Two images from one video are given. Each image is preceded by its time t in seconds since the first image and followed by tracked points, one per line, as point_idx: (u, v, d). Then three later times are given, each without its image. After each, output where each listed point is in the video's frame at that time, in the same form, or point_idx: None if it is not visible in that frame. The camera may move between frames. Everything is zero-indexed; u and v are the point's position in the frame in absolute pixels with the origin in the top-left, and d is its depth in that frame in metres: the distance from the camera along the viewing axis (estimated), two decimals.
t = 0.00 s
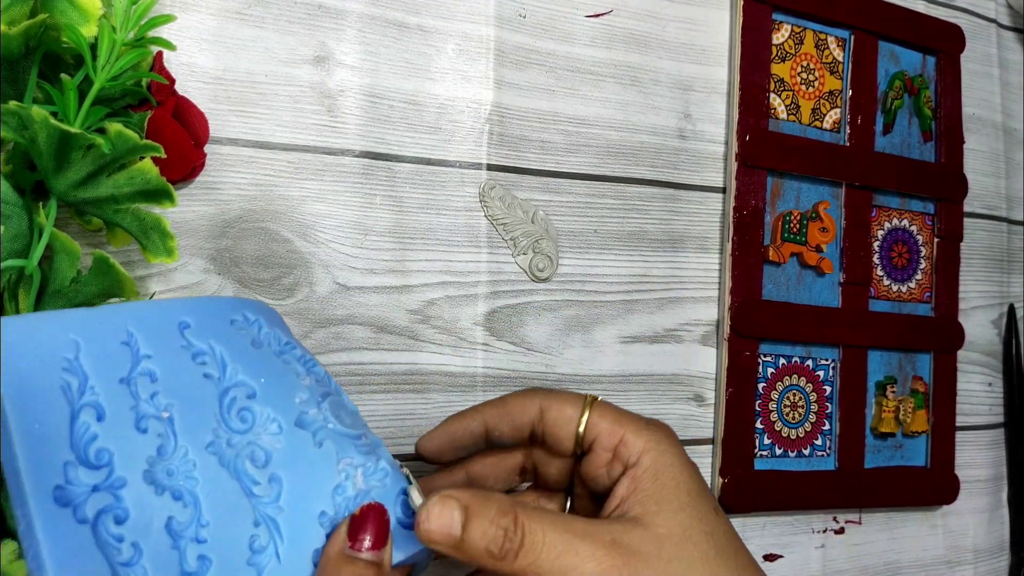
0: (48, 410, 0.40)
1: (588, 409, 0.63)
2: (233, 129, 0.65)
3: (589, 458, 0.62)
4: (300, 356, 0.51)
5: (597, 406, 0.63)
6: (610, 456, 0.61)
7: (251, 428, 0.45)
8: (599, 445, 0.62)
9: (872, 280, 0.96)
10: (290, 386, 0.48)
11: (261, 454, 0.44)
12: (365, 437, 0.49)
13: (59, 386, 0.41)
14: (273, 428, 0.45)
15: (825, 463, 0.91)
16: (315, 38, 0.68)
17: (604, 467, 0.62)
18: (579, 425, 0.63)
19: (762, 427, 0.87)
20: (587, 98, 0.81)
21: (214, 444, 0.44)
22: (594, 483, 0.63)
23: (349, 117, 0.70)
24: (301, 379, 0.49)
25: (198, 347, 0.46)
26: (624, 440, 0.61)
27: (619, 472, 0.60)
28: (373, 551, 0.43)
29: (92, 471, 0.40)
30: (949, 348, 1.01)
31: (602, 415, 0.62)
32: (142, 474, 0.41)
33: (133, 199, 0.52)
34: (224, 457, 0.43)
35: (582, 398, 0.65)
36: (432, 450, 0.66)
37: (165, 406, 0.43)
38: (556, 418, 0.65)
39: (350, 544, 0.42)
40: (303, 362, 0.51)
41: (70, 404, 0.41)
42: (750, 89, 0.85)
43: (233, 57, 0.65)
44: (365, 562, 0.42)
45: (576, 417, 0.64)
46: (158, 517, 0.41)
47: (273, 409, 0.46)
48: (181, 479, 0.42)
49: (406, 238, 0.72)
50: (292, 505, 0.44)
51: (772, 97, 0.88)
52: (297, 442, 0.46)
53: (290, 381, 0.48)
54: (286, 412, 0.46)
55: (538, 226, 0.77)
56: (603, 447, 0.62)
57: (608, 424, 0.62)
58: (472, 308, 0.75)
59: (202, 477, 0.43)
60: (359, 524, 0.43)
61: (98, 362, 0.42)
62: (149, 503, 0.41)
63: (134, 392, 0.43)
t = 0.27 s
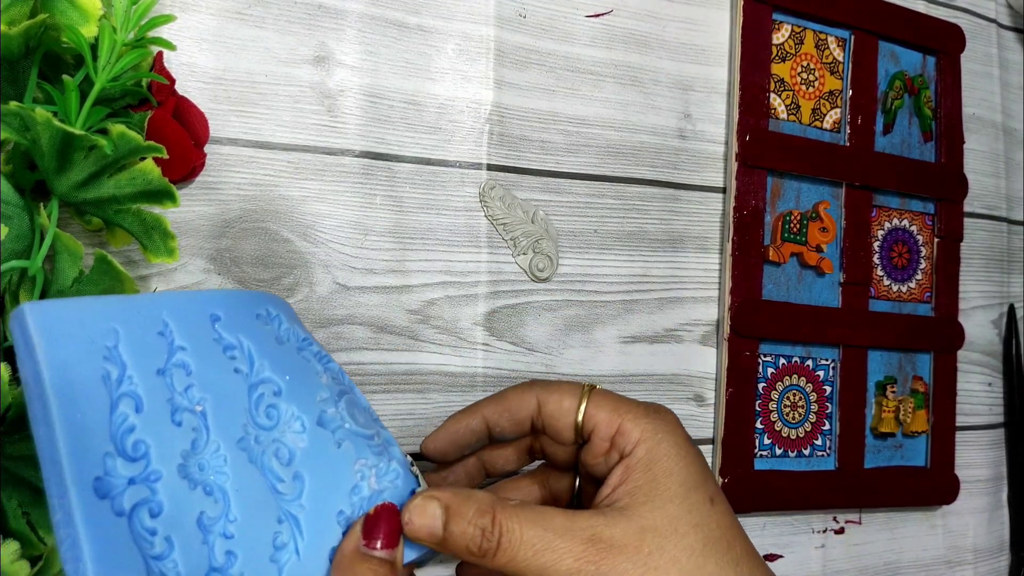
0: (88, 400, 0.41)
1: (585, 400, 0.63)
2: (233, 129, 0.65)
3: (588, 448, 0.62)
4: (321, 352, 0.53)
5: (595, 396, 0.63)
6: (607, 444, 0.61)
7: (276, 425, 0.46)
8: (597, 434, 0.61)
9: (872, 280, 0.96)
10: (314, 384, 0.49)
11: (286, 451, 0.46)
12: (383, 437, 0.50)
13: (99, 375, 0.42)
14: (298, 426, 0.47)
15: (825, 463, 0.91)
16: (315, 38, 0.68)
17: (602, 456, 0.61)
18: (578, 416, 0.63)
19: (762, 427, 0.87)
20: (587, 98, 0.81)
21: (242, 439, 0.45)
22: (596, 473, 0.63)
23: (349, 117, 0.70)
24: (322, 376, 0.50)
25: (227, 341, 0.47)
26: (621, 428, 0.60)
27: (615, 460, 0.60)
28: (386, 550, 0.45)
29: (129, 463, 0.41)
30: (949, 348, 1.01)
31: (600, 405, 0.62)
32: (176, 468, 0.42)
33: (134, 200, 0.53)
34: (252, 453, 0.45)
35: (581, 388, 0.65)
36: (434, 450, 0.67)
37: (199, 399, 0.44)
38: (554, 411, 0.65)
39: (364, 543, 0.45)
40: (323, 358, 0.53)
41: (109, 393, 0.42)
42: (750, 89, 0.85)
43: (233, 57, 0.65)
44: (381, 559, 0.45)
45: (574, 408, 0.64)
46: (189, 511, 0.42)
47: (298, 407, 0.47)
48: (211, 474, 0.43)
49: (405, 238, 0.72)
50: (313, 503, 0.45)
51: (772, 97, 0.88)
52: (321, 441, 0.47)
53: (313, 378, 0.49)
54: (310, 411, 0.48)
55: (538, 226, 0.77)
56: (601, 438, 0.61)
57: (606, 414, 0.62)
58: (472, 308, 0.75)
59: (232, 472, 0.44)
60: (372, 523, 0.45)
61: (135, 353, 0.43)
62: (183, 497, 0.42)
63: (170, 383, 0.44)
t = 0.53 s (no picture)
0: (79, 399, 0.41)
1: (604, 386, 0.61)
2: (233, 129, 0.65)
3: (608, 434, 0.60)
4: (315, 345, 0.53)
5: (614, 381, 0.61)
6: (628, 430, 0.59)
7: (270, 423, 0.47)
8: (616, 421, 0.60)
9: (872, 280, 0.96)
10: (309, 380, 0.49)
11: (280, 450, 0.47)
12: (377, 434, 0.51)
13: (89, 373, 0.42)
14: (292, 424, 0.48)
15: (825, 463, 0.91)
16: (315, 37, 0.68)
17: (622, 442, 0.60)
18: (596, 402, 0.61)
19: (763, 427, 0.87)
20: (587, 99, 0.81)
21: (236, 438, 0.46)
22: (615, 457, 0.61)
23: (349, 117, 0.70)
24: (316, 372, 0.50)
25: (220, 337, 0.47)
26: (643, 414, 0.58)
27: (637, 446, 0.59)
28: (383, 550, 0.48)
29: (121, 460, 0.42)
30: (949, 349, 1.01)
31: (619, 390, 0.60)
32: (169, 466, 0.43)
33: (147, 195, 0.53)
34: (246, 451, 0.46)
35: (598, 373, 0.62)
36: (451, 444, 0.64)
37: (191, 398, 0.45)
38: (572, 399, 0.62)
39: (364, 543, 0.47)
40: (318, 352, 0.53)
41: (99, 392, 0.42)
42: (750, 89, 0.85)
43: (233, 57, 0.65)
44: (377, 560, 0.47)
45: (593, 396, 0.61)
46: (184, 509, 0.43)
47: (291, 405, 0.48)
48: (205, 472, 0.44)
49: (406, 238, 0.72)
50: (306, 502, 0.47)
51: (772, 97, 0.88)
52: (314, 439, 0.48)
53: (308, 374, 0.50)
54: (304, 409, 0.48)
55: (538, 226, 0.77)
56: (622, 424, 0.59)
57: (626, 399, 0.60)
58: (472, 308, 0.75)
59: (226, 471, 0.45)
60: (371, 524, 0.48)
61: (125, 350, 0.43)
62: (177, 496, 0.43)
63: (161, 381, 0.44)
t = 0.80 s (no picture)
0: (79, 392, 0.41)
1: (581, 401, 0.55)
2: (233, 129, 0.65)
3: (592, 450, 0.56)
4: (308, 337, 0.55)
5: (590, 395, 0.56)
6: (611, 445, 0.55)
7: (269, 415, 0.49)
8: (597, 436, 0.55)
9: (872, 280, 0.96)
10: (307, 373, 0.51)
11: (280, 442, 0.49)
12: (372, 424, 0.54)
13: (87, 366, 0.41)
14: (291, 417, 0.50)
15: (825, 463, 0.91)
16: (315, 37, 0.68)
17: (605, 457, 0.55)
18: (575, 420, 0.56)
19: (763, 427, 0.87)
20: (587, 98, 0.81)
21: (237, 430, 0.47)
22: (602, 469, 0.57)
23: (349, 117, 0.70)
24: (316, 363, 0.52)
25: (219, 330, 0.48)
26: (621, 428, 0.54)
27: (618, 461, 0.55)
28: (382, 542, 0.49)
29: (120, 452, 0.42)
30: (949, 349, 1.00)
31: (596, 405, 0.55)
32: (170, 459, 0.43)
33: (146, 195, 0.53)
34: (247, 443, 0.47)
35: (573, 387, 0.57)
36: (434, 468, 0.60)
37: (190, 390, 0.46)
38: (547, 419, 0.56)
39: (362, 534, 0.49)
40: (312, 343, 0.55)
41: (98, 384, 0.42)
42: (750, 89, 0.85)
43: (233, 57, 0.65)
44: (375, 554, 0.49)
45: (571, 414, 0.56)
46: (187, 502, 0.44)
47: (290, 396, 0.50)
48: (207, 464, 0.45)
49: (405, 238, 0.72)
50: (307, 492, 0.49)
51: (772, 97, 0.88)
52: (314, 431, 0.50)
53: (306, 368, 0.52)
54: (303, 401, 0.50)
55: (538, 226, 0.77)
56: (602, 441, 0.55)
57: (604, 415, 0.55)
58: (472, 308, 0.75)
59: (227, 463, 0.46)
60: (371, 516, 0.50)
61: (122, 343, 0.43)
62: (179, 488, 0.43)
63: (160, 373, 0.45)
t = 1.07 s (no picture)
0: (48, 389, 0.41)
1: (599, 347, 0.57)
2: (234, 129, 0.65)
3: (610, 398, 0.57)
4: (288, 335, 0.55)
5: (607, 342, 0.57)
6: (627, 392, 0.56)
7: (246, 412, 0.49)
8: (615, 383, 0.56)
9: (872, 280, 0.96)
10: (284, 370, 0.51)
11: (258, 438, 0.49)
12: (358, 420, 0.54)
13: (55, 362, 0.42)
14: (267, 413, 0.50)
15: (825, 463, 0.91)
16: (315, 38, 0.68)
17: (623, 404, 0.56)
18: (593, 368, 0.57)
19: (763, 427, 0.87)
20: (587, 98, 0.81)
21: (212, 426, 0.47)
22: (622, 420, 0.58)
23: (349, 117, 0.70)
24: (294, 361, 0.52)
25: (192, 328, 0.49)
26: (638, 374, 0.55)
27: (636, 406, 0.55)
28: (364, 538, 0.49)
29: (92, 449, 0.42)
30: (949, 348, 1.01)
31: (613, 351, 0.56)
32: (143, 456, 0.43)
33: (146, 195, 0.53)
34: (222, 440, 0.47)
35: (589, 337, 0.58)
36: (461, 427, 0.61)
37: (162, 387, 0.46)
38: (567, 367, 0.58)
39: (345, 531, 0.49)
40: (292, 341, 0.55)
41: (68, 381, 0.42)
42: (750, 89, 0.85)
43: (233, 57, 0.65)
44: (359, 550, 0.49)
45: (589, 361, 0.57)
46: (160, 498, 0.43)
47: (266, 393, 0.50)
48: (181, 460, 0.45)
49: (405, 238, 0.72)
50: (285, 488, 0.49)
51: (772, 97, 0.88)
52: (291, 427, 0.50)
53: (283, 365, 0.52)
54: (280, 398, 0.50)
55: (538, 226, 0.77)
56: (620, 386, 0.56)
57: (621, 360, 0.56)
58: (472, 308, 0.76)
59: (201, 459, 0.46)
60: (352, 513, 0.50)
61: (93, 340, 0.44)
62: (152, 484, 0.43)
63: (132, 371, 0.45)
